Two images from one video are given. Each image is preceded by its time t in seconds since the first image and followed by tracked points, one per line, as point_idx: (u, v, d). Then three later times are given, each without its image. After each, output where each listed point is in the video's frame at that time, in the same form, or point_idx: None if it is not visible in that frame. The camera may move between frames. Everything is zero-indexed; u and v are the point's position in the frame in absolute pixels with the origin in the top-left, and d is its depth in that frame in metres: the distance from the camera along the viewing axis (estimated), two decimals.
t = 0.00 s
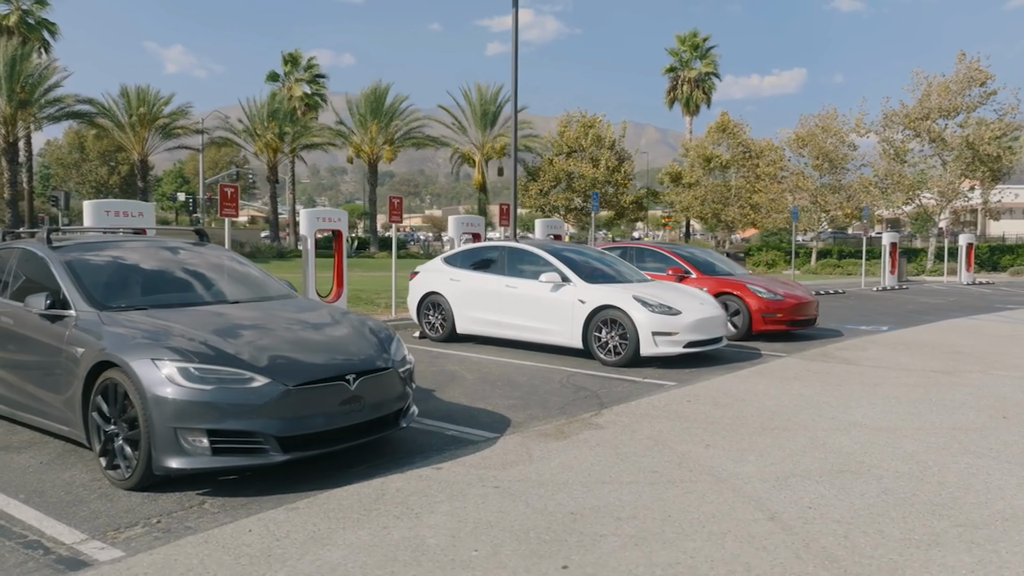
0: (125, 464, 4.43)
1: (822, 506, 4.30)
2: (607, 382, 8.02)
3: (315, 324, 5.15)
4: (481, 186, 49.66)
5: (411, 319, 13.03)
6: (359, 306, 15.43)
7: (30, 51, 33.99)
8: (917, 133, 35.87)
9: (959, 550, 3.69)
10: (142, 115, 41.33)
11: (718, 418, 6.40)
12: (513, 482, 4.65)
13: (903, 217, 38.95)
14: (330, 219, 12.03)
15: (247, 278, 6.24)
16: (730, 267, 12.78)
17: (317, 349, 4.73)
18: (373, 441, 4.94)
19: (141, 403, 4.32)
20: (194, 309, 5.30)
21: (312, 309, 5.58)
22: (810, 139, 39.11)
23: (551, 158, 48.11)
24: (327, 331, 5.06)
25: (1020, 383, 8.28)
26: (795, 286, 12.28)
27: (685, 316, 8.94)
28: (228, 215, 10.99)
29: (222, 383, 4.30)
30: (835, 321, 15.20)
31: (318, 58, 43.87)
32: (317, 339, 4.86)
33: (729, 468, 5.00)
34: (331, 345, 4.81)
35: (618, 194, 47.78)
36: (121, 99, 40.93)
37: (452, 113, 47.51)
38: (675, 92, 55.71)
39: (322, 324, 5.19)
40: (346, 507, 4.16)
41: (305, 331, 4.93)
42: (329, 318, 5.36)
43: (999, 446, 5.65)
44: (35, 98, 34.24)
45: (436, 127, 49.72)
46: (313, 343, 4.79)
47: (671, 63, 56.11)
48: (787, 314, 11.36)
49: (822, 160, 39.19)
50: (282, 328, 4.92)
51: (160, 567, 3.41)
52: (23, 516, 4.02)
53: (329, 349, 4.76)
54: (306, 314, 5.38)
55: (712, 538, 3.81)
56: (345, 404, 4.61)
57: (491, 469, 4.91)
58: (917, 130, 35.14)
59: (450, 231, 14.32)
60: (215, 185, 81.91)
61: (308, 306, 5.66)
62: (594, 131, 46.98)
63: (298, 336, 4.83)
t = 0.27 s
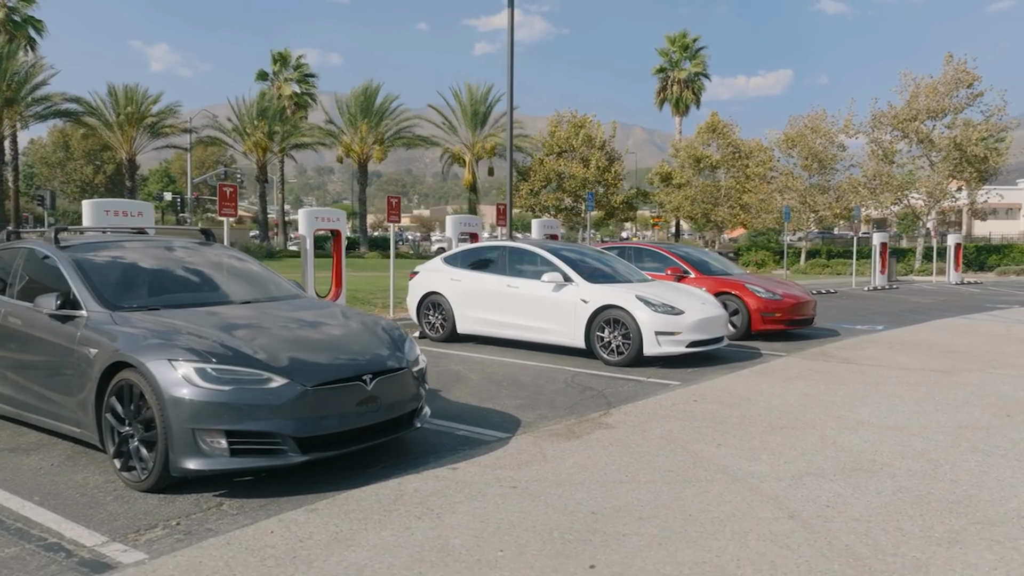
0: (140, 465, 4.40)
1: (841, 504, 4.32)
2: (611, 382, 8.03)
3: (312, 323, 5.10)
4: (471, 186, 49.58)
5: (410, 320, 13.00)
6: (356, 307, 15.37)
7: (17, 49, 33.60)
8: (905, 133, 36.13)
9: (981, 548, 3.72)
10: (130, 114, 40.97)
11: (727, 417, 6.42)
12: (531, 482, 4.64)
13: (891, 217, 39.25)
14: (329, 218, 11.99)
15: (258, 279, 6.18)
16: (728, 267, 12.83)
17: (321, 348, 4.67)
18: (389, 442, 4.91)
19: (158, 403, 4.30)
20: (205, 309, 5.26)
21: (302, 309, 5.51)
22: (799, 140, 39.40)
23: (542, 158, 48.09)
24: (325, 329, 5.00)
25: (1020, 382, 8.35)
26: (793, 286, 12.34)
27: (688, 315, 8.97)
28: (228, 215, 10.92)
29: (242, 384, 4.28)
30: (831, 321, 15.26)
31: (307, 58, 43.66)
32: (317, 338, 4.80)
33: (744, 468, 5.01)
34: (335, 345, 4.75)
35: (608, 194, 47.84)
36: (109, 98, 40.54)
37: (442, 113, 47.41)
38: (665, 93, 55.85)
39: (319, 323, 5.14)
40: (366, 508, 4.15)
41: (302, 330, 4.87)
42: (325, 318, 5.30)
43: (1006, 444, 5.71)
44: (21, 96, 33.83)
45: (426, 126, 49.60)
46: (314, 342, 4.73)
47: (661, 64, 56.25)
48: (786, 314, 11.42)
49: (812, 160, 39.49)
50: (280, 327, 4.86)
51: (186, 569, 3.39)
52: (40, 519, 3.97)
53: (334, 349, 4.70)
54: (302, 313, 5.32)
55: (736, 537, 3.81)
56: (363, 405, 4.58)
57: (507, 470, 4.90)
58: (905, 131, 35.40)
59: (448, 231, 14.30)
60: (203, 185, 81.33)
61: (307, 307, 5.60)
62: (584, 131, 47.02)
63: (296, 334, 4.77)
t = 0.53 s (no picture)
0: (157, 467, 4.37)
1: (859, 503, 4.35)
2: (616, 382, 8.05)
3: (309, 322, 5.05)
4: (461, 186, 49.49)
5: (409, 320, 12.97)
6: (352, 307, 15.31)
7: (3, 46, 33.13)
8: (894, 134, 36.40)
9: (1003, 545, 3.75)
10: (118, 113, 40.56)
11: (735, 416, 6.45)
12: (548, 482, 4.64)
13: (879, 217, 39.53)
14: (328, 218, 11.93)
15: (266, 279, 6.13)
16: (727, 267, 12.88)
17: (324, 347, 4.61)
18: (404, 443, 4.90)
19: (175, 404, 4.27)
20: (216, 310, 5.22)
21: (298, 307, 5.49)
22: (788, 140, 39.59)
23: (532, 157, 48.05)
24: (323, 327, 4.94)
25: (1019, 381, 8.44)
26: (792, 286, 12.40)
27: (691, 315, 9.00)
28: (227, 214, 10.82)
29: (259, 385, 4.25)
30: (826, 320, 15.34)
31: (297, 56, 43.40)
32: (317, 337, 4.74)
33: (758, 467, 5.03)
34: (337, 344, 4.69)
35: (599, 194, 47.87)
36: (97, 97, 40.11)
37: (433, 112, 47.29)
38: (654, 93, 55.97)
39: (316, 322, 5.08)
40: (387, 509, 4.13)
41: (300, 329, 4.82)
42: (323, 317, 5.25)
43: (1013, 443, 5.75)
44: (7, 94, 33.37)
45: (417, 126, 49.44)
46: (315, 340, 4.67)
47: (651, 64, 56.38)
48: (785, 313, 11.48)
49: (801, 161, 39.70)
50: (277, 326, 4.81)
51: (212, 572, 3.37)
52: (58, 522, 3.93)
53: (337, 348, 4.64)
54: (300, 313, 5.28)
55: (759, 537, 3.83)
56: (380, 405, 4.56)
57: (523, 470, 4.89)
58: (894, 132, 35.67)
59: (446, 231, 14.26)
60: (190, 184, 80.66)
61: (308, 306, 5.56)
62: (575, 131, 47.05)
63: (294, 333, 4.72)
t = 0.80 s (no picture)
0: (177, 470, 4.35)
1: (879, 502, 4.38)
2: (622, 382, 8.07)
3: (304, 321, 4.99)
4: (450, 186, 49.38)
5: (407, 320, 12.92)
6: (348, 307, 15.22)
7: None
8: (880, 135, 36.69)
9: None
10: (103, 111, 40.09)
11: (745, 416, 6.48)
12: (569, 483, 4.65)
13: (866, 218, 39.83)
14: (327, 218, 11.87)
15: (279, 279, 6.10)
16: (724, 268, 12.94)
17: (331, 346, 4.56)
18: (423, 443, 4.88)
19: (196, 405, 4.24)
20: (233, 310, 5.18)
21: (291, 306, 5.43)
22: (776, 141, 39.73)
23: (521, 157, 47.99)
24: (318, 326, 4.89)
25: (1017, 379, 8.54)
26: (789, 286, 12.47)
27: (694, 315, 9.04)
28: (226, 214, 10.72)
29: (282, 385, 4.22)
30: (820, 320, 15.43)
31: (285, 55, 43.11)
32: (319, 336, 4.68)
33: (776, 466, 5.06)
34: (340, 343, 4.62)
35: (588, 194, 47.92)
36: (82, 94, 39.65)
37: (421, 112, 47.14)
38: (643, 94, 56.09)
39: (312, 320, 5.02)
40: (412, 511, 4.12)
41: (297, 327, 4.77)
42: (320, 316, 5.19)
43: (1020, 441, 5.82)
44: None
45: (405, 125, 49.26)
46: (318, 340, 4.62)
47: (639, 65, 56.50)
48: (783, 313, 11.56)
49: (788, 162, 39.50)
50: (270, 325, 4.75)
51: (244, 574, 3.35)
52: (81, 525, 3.89)
53: (341, 347, 4.58)
54: (296, 312, 5.22)
55: (786, 536, 3.85)
56: (402, 406, 4.55)
57: (543, 471, 4.89)
58: (881, 132, 35.96)
59: (443, 231, 14.22)
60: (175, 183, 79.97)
61: (312, 307, 5.51)
62: (564, 131, 47.06)
63: (293, 332, 4.66)
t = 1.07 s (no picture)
0: (195, 472, 4.32)
1: (897, 500, 4.41)
2: (627, 381, 8.09)
3: (299, 319, 4.95)
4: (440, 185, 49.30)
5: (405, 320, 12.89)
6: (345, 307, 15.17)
7: None
8: (870, 136, 36.93)
9: None
10: (91, 109, 39.71)
11: (754, 416, 6.51)
12: (587, 483, 4.65)
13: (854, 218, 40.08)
14: (327, 217, 11.86)
15: (288, 279, 6.07)
16: (722, 268, 12.98)
17: (336, 345, 4.53)
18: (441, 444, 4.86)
19: (215, 406, 4.21)
20: (246, 311, 5.15)
21: (291, 307, 5.40)
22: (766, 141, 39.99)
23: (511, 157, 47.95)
24: (315, 325, 4.85)
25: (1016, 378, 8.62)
26: (788, 285, 12.52)
27: (697, 315, 9.06)
28: (226, 214, 10.71)
29: (301, 386, 4.19)
30: (816, 319, 15.50)
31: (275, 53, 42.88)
32: (322, 335, 4.64)
33: (790, 466, 5.09)
34: (345, 343, 4.58)
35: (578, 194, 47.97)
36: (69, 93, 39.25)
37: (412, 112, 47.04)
38: (633, 94, 56.20)
39: (307, 320, 4.98)
40: (433, 511, 4.12)
41: (293, 327, 4.73)
42: (315, 315, 5.14)
43: None
44: None
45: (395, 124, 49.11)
46: (322, 338, 4.58)
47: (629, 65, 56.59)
48: (781, 313, 11.62)
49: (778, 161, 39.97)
50: (267, 324, 4.71)
51: None
52: (102, 528, 3.86)
53: (346, 346, 4.55)
54: (291, 311, 5.18)
55: (809, 535, 3.87)
56: (420, 407, 4.55)
57: (560, 471, 4.90)
58: (870, 133, 36.19)
59: (442, 231, 14.19)
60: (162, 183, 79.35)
61: (313, 307, 5.47)
62: (554, 131, 47.07)
63: (292, 331, 4.62)
